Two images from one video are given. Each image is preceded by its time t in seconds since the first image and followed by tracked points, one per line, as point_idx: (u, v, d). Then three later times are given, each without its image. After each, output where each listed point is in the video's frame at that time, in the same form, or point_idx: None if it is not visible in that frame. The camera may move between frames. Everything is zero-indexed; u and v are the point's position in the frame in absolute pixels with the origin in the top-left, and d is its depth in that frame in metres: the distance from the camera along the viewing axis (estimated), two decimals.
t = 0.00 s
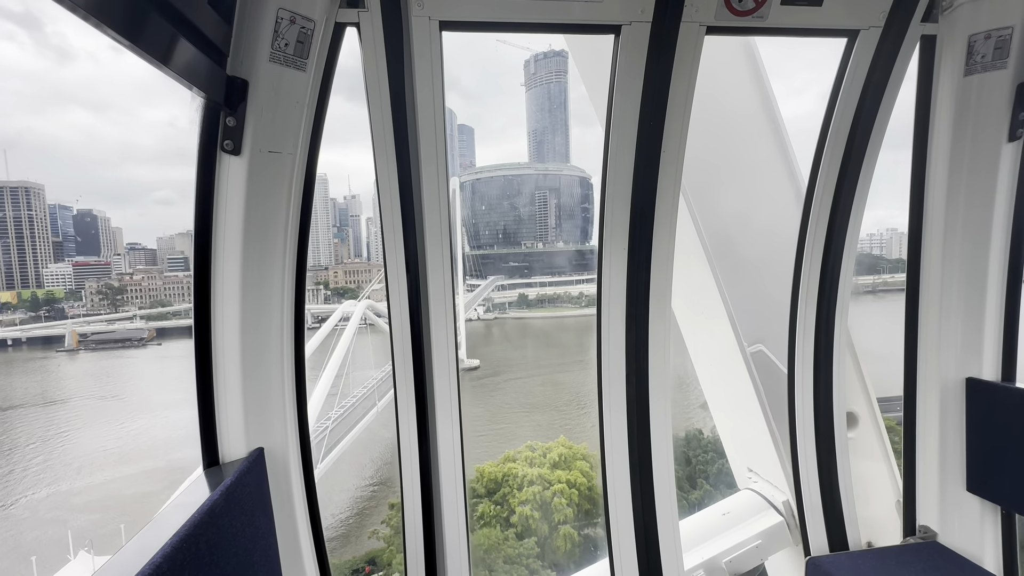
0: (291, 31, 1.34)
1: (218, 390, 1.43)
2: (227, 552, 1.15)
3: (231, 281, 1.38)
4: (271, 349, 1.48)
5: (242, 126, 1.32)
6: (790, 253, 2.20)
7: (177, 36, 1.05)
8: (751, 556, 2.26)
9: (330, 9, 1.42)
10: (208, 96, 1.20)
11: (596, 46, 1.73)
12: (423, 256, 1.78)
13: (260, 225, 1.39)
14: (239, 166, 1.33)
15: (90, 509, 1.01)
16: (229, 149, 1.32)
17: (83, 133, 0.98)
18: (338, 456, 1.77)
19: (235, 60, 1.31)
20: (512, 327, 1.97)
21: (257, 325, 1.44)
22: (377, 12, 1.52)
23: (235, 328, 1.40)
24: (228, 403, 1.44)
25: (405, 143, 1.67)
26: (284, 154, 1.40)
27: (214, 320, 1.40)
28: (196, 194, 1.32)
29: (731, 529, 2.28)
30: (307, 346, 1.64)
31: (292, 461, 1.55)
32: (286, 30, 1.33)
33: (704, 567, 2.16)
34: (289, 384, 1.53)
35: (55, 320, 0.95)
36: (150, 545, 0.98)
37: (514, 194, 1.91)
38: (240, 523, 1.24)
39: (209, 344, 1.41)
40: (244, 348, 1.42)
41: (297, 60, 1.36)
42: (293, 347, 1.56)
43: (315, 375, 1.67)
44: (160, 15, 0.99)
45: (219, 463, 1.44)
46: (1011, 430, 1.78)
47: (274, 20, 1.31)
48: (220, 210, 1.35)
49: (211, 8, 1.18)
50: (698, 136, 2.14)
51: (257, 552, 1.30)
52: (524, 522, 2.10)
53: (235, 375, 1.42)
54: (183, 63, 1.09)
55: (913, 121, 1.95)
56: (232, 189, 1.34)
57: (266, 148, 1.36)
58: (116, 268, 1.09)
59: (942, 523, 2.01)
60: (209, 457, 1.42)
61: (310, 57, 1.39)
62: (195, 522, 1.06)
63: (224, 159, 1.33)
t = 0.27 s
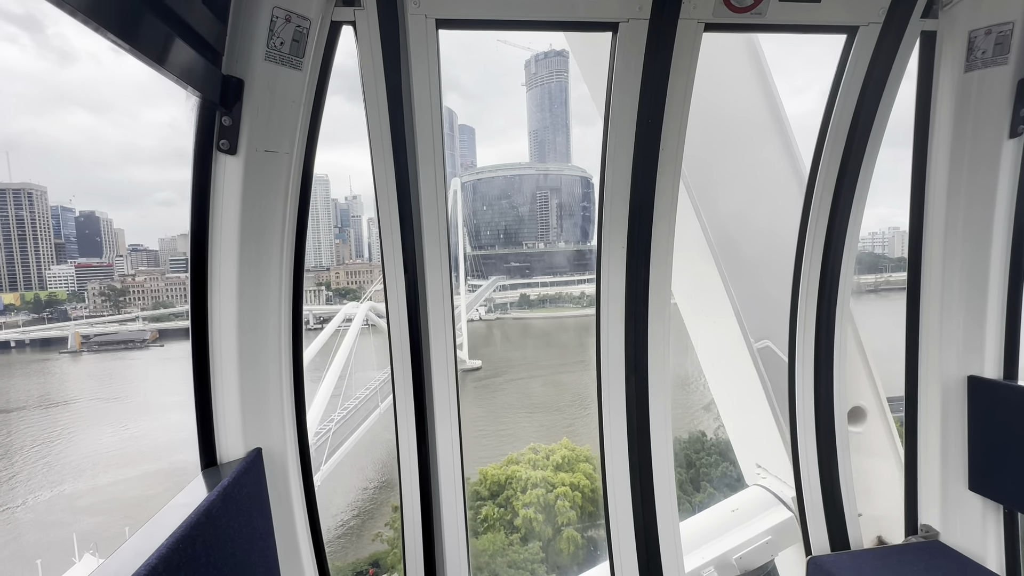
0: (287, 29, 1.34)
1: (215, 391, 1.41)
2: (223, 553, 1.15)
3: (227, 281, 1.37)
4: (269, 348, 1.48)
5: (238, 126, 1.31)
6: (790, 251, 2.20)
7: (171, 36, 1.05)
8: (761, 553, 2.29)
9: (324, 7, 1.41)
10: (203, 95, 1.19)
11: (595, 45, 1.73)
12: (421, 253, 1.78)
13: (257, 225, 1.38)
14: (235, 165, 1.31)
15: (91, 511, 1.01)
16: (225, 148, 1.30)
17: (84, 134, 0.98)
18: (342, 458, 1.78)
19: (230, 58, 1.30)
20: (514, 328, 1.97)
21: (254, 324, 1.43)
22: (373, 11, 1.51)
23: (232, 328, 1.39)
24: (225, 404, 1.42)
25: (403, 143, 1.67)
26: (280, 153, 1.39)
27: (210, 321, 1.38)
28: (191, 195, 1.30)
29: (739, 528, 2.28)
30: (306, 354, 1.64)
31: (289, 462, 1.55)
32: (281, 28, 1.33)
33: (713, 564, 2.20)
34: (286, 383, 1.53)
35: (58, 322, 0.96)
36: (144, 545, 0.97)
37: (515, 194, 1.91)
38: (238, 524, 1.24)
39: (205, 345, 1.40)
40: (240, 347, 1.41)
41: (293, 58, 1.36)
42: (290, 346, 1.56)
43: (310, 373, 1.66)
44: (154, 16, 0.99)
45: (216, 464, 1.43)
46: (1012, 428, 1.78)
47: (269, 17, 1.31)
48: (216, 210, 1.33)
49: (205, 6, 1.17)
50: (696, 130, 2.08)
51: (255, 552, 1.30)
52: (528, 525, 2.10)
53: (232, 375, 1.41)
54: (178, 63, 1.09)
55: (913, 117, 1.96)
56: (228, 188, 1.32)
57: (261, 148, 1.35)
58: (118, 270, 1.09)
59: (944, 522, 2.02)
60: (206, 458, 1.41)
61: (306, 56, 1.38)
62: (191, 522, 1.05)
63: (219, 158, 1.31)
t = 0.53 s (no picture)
0: (288, 26, 1.35)
1: (216, 390, 1.42)
2: (225, 551, 1.15)
3: (228, 281, 1.37)
4: (270, 345, 1.48)
5: (239, 123, 1.31)
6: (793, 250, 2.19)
7: (174, 32, 1.04)
8: (774, 548, 2.26)
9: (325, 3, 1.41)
10: (205, 92, 1.19)
11: (596, 42, 1.73)
12: (422, 253, 1.77)
13: (258, 224, 1.38)
14: (236, 163, 1.31)
15: (95, 512, 1.01)
16: (226, 146, 1.30)
17: (85, 136, 0.98)
18: (343, 461, 1.80)
19: (231, 54, 1.30)
20: (517, 329, 1.97)
21: (255, 322, 1.43)
22: (374, 8, 1.51)
23: (234, 326, 1.39)
24: (226, 402, 1.42)
25: (404, 142, 1.66)
26: (282, 150, 1.39)
27: (212, 320, 1.38)
28: (193, 194, 1.30)
29: (750, 524, 2.25)
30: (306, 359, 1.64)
31: (291, 461, 1.55)
32: (282, 25, 1.34)
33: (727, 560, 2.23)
34: (288, 379, 1.53)
35: (61, 324, 0.96)
36: (145, 543, 0.98)
37: (516, 193, 1.90)
38: (239, 522, 1.24)
39: (206, 344, 1.40)
40: (241, 346, 1.41)
41: (293, 55, 1.36)
42: (291, 344, 1.56)
43: (311, 374, 1.65)
44: (156, 12, 0.98)
45: (217, 462, 1.43)
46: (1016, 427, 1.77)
47: (271, 14, 1.31)
48: (217, 208, 1.33)
49: (208, 3, 1.18)
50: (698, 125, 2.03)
51: (256, 551, 1.30)
52: (531, 527, 2.12)
53: (234, 374, 1.41)
54: (179, 63, 1.09)
55: (916, 115, 1.94)
56: (229, 186, 1.32)
57: (263, 145, 1.35)
58: (121, 272, 1.09)
59: (947, 522, 2.01)
60: (207, 457, 1.41)
61: (307, 52, 1.38)
62: (192, 520, 1.06)
63: (220, 155, 1.31)
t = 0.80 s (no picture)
0: (290, 27, 1.34)
1: (217, 390, 1.42)
2: (224, 551, 1.15)
3: (229, 281, 1.37)
4: (271, 346, 1.47)
5: (241, 123, 1.31)
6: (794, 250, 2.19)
7: (175, 32, 1.04)
8: (788, 545, 2.30)
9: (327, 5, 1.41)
10: (206, 92, 1.19)
11: (597, 43, 1.73)
12: (422, 253, 1.78)
13: (259, 224, 1.38)
14: (238, 163, 1.31)
15: (95, 514, 1.01)
16: (228, 146, 1.30)
17: (85, 137, 0.98)
18: (345, 464, 1.81)
19: (234, 55, 1.30)
20: (518, 329, 1.97)
21: (256, 324, 1.43)
22: (375, 8, 1.51)
23: (235, 326, 1.39)
24: (228, 402, 1.42)
25: (405, 142, 1.66)
26: (282, 151, 1.39)
27: (213, 321, 1.38)
28: (195, 194, 1.30)
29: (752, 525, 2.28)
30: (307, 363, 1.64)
31: (292, 462, 1.55)
32: (284, 26, 1.33)
33: (740, 556, 2.31)
34: (289, 380, 1.52)
35: (64, 325, 0.97)
36: (145, 543, 0.98)
37: (517, 194, 1.90)
38: (239, 521, 1.24)
39: (208, 344, 1.40)
40: (242, 347, 1.41)
41: (295, 56, 1.36)
42: (293, 345, 1.55)
43: (312, 374, 1.66)
44: (158, 12, 0.98)
45: (218, 461, 1.43)
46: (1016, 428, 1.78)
47: (272, 15, 1.31)
48: (219, 209, 1.33)
49: (209, 4, 1.17)
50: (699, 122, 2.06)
51: (256, 551, 1.30)
52: (535, 530, 2.13)
53: (235, 374, 1.41)
54: (181, 63, 1.09)
55: (918, 115, 1.94)
56: (230, 187, 1.32)
57: (264, 145, 1.35)
58: (122, 273, 1.09)
59: (947, 523, 2.02)
60: (207, 456, 1.41)
61: (309, 52, 1.38)
62: (192, 520, 1.06)
63: (222, 155, 1.31)
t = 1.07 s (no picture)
0: (292, 28, 1.34)
1: (219, 390, 1.42)
2: (225, 550, 1.15)
3: (231, 282, 1.37)
4: (272, 348, 1.48)
5: (243, 124, 1.31)
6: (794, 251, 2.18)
7: (179, 33, 1.05)
8: (792, 544, 2.31)
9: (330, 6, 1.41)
10: (209, 93, 1.19)
11: (597, 44, 1.73)
12: (424, 253, 1.78)
13: (261, 225, 1.38)
14: (240, 163, 1.32)
15: (95, 515, 1.02)
16: (230, 146, 1.31)
17: (86, 139, 0.99)
18: (348, 466, 1.81)
19: (237, 56, 1.31)
20: (518, 329, 1.98)
21: (258, 325, 1.43)
22: (378, 10, 1.51)
23: (236, 327, 1.39)
24: (229, 403, 1.43)
25: (406, 143, 1.67)
26: (285, 151, 1.39)
27: (214, 322, 1.39)
28: (197, 195, 1.31)
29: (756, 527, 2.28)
30: (308, 365, 1.65)
31: (292, 462, 1.55)
32: (286, 27, 1.33)
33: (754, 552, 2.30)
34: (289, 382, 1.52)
35: (65, 326, 0.97)
36: (146, 542, 0.98)
37: (519, 195, 1.90)
38: (240, 521, 1.24)
39: (209, 344, 1.40)
40: (244, 347, 1.41)
41: (298, 57, 1.36)
42: (294, 345, 1.55)
43: (313, 373, 1.66)
44: (161, 13, 0.99)
45: (219, 460, 1.43)
46: (1017, 430, 1.78)
47: (275, 16, 1.31)
48: (221, 210, 1.34)
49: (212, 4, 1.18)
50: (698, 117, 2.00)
51: (256, 549, 1.31)
52: (538, 533, 2.13)
53: (236, 374, 1.42)
54: (183, 65, 1.09)
55: (919, 118, 1.94)
56: (233, 187, 1.33)
57: (266, 146, 1.35)
58: (124, 274, 1.10)
59: (946, 524, 2.03)
60: (209, 455, 1.41)
61: (312, 53, 1.38)
62: (193, 519, 1.06)
63: (224, 155, 1.32)
